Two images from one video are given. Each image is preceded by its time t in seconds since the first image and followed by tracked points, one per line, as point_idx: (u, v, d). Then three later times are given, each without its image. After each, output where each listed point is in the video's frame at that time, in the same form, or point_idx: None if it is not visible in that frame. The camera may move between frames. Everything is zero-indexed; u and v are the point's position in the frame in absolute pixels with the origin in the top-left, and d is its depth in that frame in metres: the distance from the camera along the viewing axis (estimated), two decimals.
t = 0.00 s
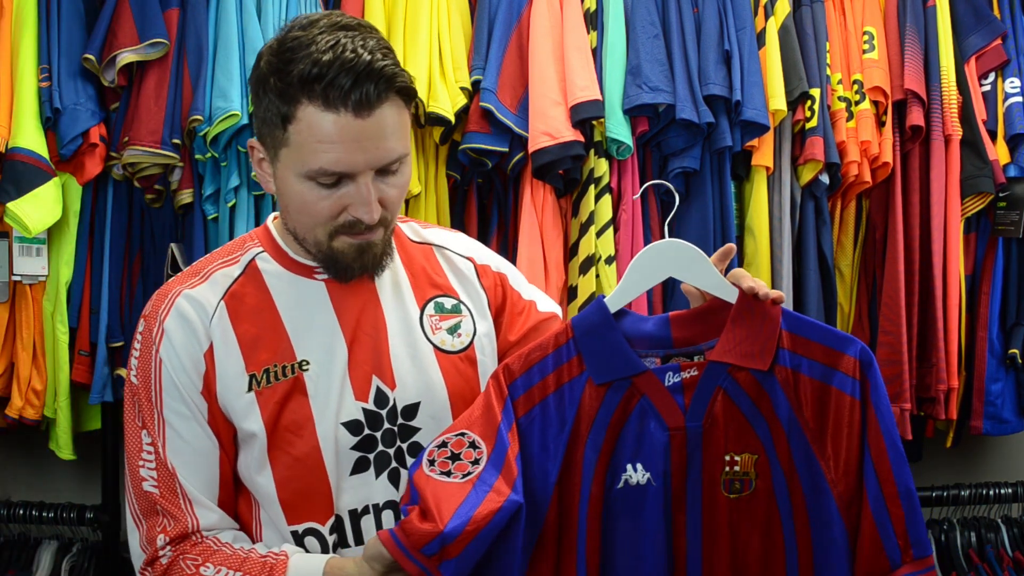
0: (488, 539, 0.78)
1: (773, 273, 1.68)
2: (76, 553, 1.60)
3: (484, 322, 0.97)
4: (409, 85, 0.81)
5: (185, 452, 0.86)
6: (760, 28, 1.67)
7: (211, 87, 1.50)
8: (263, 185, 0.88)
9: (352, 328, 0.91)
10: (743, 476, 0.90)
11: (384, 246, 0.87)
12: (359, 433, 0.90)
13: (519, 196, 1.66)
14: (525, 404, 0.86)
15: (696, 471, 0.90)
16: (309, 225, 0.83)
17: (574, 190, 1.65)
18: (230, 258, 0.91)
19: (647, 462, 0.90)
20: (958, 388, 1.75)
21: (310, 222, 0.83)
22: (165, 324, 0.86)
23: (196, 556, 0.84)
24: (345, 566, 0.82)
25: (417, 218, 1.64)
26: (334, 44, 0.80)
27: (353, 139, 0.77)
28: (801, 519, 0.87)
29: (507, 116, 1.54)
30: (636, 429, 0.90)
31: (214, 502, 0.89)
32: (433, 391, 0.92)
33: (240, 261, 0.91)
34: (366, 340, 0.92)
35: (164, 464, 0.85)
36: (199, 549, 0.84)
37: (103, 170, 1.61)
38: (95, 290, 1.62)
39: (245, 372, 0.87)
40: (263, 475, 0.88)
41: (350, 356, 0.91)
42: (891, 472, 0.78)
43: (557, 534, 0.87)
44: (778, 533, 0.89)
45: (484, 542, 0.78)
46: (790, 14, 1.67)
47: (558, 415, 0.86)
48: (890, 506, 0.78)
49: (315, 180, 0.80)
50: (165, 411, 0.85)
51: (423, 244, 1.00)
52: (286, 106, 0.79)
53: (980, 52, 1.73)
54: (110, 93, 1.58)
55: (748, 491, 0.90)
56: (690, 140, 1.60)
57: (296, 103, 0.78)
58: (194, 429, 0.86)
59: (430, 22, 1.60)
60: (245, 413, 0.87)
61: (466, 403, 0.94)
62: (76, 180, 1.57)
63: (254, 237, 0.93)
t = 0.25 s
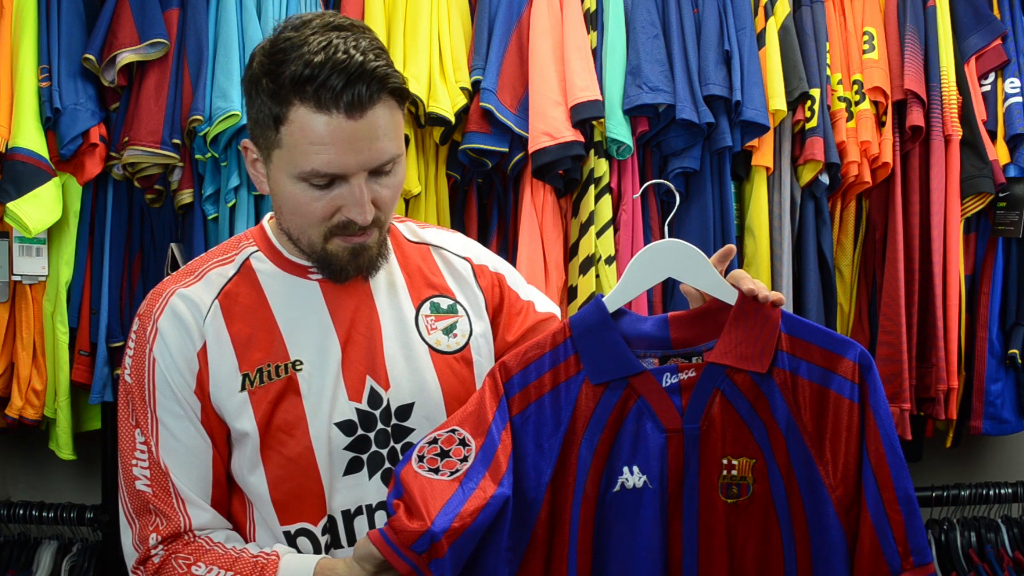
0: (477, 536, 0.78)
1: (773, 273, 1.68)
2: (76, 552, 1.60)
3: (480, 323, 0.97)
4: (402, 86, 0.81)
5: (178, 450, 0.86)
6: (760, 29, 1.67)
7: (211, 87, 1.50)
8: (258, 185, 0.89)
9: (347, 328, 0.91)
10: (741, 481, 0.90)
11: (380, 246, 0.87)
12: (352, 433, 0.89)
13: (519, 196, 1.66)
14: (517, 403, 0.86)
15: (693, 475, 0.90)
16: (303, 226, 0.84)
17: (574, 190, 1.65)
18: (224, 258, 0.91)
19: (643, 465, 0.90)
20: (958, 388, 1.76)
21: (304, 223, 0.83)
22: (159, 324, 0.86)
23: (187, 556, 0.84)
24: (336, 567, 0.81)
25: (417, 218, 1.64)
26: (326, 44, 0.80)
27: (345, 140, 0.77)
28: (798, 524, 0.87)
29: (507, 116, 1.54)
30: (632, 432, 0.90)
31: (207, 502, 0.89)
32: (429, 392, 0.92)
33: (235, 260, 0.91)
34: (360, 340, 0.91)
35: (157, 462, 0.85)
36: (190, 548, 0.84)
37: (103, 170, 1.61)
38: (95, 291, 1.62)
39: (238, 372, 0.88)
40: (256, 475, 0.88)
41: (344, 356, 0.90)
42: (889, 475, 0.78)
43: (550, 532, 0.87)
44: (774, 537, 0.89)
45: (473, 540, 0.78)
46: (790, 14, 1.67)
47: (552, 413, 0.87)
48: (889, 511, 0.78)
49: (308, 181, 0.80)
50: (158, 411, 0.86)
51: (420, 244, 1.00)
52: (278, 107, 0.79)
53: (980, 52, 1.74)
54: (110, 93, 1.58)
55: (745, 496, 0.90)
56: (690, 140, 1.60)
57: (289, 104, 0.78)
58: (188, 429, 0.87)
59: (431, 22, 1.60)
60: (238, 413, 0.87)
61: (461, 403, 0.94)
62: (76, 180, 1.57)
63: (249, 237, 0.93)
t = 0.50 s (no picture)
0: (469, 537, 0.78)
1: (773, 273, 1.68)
2: (76, 552, 1.60)
3: (475, 321, 0.97)
4: (394, 89, 0.80)
5: (175, 455, 0.86)
6: (760, 29, 1.67)
7: (211, 87, 1.50)
8: (248, 183, 0.89)
9: (341, 329, 0.91)
10: (736, 500, 0.87)
11: (366, 246, 0.88)
12: (348, 434, 0.90)
13: (519, 196, 1.66)
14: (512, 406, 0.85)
15: (689, 493, 0.88)
16: (289, 225, 0.84)
17: (574, 190, 1.65)
18: (218, 260, 0.91)
19: (638, 481, 0.88)
20: (958, 388, 1.76)
21: (291, 223, 0.83)
22: (153, 328, 0.86)
23: (190, 560, 0.83)
24: (338, 567, 0.81)
25: (417, 218, 1.65)
26: (318, 45, 0.78)
27: (331, 144, 0.77)
28: (795, 546, 0.83)
29: (507, 116, 1.54)
30: (629, 446, 0.89)
31: (207, 506, 0.89)
32: (424, 392, 0.92)
33: (229, 263, 0.91)
34: (354, 340, 0.92)
35: (155, 467, 0.86)
36: (192, 552, 0.84)
37: (103, 170, 1.61)
38: (95, 290, 1.62)
39: (233, 375, 0.87)
40: (253, 478, 0.89)
41: (338, 357, 0.91)
42: (887, 500, 0.74)
43: (547, 535, 0.87)
44: (772, 559, 0.86)
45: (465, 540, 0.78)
46: (790, 14, 1.67)
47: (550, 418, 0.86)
48: (888, 537, 0.74)
49: (295, 182, 0.80)
50: (155, 415, 0.86)
51: (413, 243, 1.00)
52: (267, 107, 0.79)
53: (980, 52, 1.74)
54: (110, 93, 1.58)
55: (741, 516, 0.87)
56: (690, 140, 1.60)
57: (278, 104, 0.78)
58: (185, 433, 0.87)
59: (431, 22, 1.60)
60: (234, 416, 0.87)
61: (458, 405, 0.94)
62: (76, 180, 1.57)
63: (243, 239, 0.93)
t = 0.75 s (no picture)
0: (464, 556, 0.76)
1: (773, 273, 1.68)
2: (76, 552, 1.60)
3: (471, 323, 0.97)
4: (383, 93, 0.81)
5: (171, 460, 0.86)
6: (760, 28, 1.67)
7: (211, 87, 1.50)
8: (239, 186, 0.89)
9: (336, 332, 0.91)
10: (713, 523, 0.90)
11: (357, 250, 0.87)
12: (344, 437, 0.90)
13: (519, 196, 1.66)
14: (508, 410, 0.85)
15: (666, 514, 0.91)
16: (278, 229, 0.84)
17: (574, 190, 1.65)
18: (211, 264, 0.91)
19: (617, 502, 0.90)
20: (958, 388, 1.75)
21: (279, 227, 0.83)
22: (145, 334, 0.86)
23: (187, 565, 0.84)
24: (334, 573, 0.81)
25: (417, 218, 1.65)
26: (306, 49, 0.79)
27: (319, 147, 0.77)
28: (769, 564, 0.87)
29: (507, 116, 1.54)
30: (608, 468, 0.90)
31: (204, 510, 0.89)
32: (420, 393, 0.92)
33: (222, 266, 0.91)
34: (350, 343, 0.92)
35: (152, 472, 0.86)
36: (190, 557, 0.84)
37: (103, 170, 1.62)
38: (95, 291, 1.63)
39: (228, 380, 0.87)
40: (250, 482, 0.88)
41: (334, 360, 0.91)
42: (862, 520, 0.77)
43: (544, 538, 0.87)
44: None
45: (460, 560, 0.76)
46: (790, 13, 1.67)
47: (546, 421, 0.87)
48: (864, 555, 0.77)
49: (283, 186, 0.80)
50: (150, 421, 0.86)
51: (410, 243, 1.00)
52: (254, 110, 0.79)
53: (980, 52, 1.74)
54: (110, 93, 1.58)
55: (717, 539, 0.89)
56: (690, 140, 1.60)
57: (266, 108, 0.78)
58: (180, 438, 0.87)
59: (431, 22, 1.60)
60: (229, 420, 0.87)
61: (453, 405, 0.95)
62: (76, 180, 1.57)
63: (235, 242, 0.93)
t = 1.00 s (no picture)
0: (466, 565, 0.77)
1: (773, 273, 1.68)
2: (76, 552, 1.60)
3: (469, 324, 0.98)
4: (382, 93, 0.81)
5: (168, 461, 0.86)
6: (760, 29, 1.67)
7: (211, 87, 1.51)
8: (238, 187, 0.89)
9: (335, 333, 0.91)
10: (698, 520, 0.90)
11: (357, 251, 0.87)
12: (343, 438, 0.90)
13: (519, 195, 1.66)
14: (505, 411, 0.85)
15: (652, 514, 0.91)
16: (278, 231, 0.84)
17: (574, 190, 1.65)
18: (209, 264, 0.91)
19: (603, 505, 0.90)
20: (958, 388, 1.75)
21: (279, 229, 0.83)
22: (143, 334, 0.86)
23: (185, 567, 0.84)
24: None
25: (417, 218, 1.65)
26: (304, 49, 0.79)
27: (318, 149, 0.77)
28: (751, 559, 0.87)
29: (507, 116, 1.54)
30: (592, 471, 0.90)
31: (201, 511, 0.89)
32: (418, 394, 0.92)
33: (220, 266, 0.91)
34: (349, 344, 0.92)
35: (149, 473, 0.86)
36: (188, 559, 0.84)
37: (103, 170, 1.62)
38: (95, 291, 1.63)
39: (226, 381, 0.87)
40: (248, 482, 0.88)
41: (333, 361, 0.91)
42: (833, 502, 0.82)
43: (542, 538, 0.87)
44: None
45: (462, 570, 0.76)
46: (790, 13, 1.67)
47: (545, 421, 0.87)
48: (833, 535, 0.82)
49: (282, 188, 0.80)
50: (147, 422, 0.86)
51: (408, 243, 1.00)
52: (253, 111, 0.79)
53: (979, 52, 1.74)
54: (110, 93, 1.58)
55: (703, 536, 0.90)
56: (690, 140, 1.60)
57: (264, 109, 0.78)
58: (178, 439, 0.87)
59: (431, 22, 1.60)
60: (227, 422, 0.87)
61: (450, 404, 0.95)
62: (76, 180, 1.57)
63: (233, 242, 0.93)
